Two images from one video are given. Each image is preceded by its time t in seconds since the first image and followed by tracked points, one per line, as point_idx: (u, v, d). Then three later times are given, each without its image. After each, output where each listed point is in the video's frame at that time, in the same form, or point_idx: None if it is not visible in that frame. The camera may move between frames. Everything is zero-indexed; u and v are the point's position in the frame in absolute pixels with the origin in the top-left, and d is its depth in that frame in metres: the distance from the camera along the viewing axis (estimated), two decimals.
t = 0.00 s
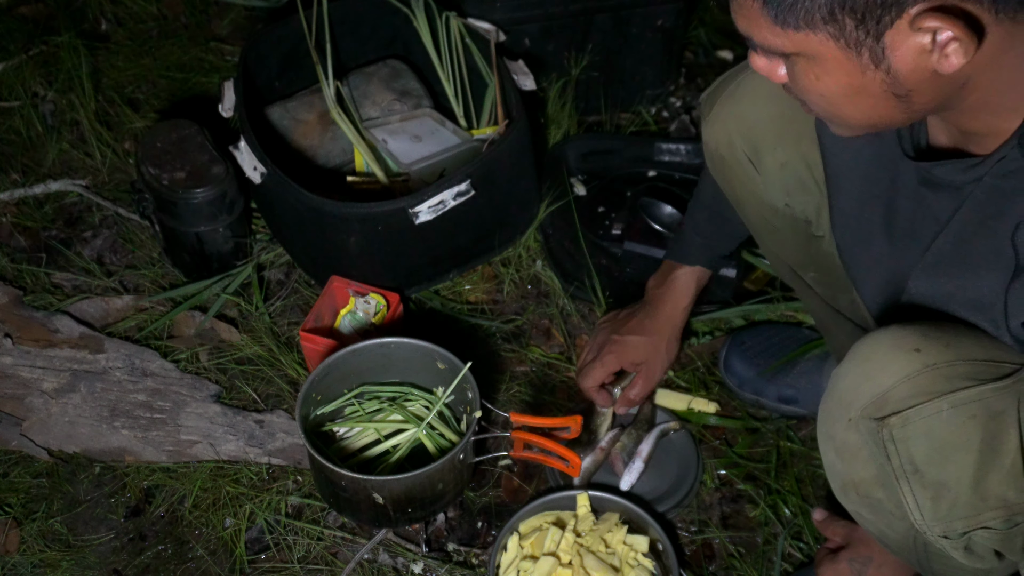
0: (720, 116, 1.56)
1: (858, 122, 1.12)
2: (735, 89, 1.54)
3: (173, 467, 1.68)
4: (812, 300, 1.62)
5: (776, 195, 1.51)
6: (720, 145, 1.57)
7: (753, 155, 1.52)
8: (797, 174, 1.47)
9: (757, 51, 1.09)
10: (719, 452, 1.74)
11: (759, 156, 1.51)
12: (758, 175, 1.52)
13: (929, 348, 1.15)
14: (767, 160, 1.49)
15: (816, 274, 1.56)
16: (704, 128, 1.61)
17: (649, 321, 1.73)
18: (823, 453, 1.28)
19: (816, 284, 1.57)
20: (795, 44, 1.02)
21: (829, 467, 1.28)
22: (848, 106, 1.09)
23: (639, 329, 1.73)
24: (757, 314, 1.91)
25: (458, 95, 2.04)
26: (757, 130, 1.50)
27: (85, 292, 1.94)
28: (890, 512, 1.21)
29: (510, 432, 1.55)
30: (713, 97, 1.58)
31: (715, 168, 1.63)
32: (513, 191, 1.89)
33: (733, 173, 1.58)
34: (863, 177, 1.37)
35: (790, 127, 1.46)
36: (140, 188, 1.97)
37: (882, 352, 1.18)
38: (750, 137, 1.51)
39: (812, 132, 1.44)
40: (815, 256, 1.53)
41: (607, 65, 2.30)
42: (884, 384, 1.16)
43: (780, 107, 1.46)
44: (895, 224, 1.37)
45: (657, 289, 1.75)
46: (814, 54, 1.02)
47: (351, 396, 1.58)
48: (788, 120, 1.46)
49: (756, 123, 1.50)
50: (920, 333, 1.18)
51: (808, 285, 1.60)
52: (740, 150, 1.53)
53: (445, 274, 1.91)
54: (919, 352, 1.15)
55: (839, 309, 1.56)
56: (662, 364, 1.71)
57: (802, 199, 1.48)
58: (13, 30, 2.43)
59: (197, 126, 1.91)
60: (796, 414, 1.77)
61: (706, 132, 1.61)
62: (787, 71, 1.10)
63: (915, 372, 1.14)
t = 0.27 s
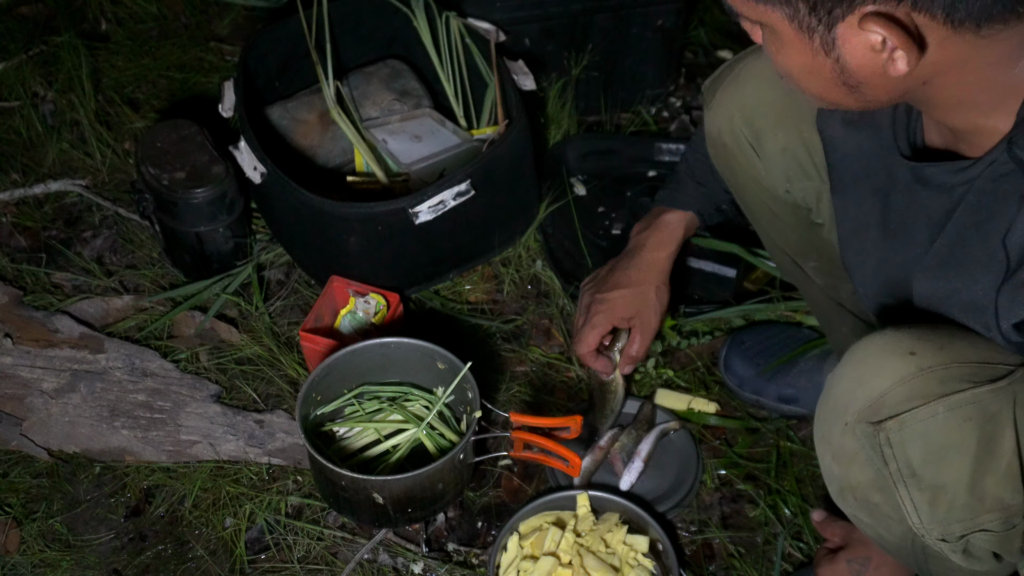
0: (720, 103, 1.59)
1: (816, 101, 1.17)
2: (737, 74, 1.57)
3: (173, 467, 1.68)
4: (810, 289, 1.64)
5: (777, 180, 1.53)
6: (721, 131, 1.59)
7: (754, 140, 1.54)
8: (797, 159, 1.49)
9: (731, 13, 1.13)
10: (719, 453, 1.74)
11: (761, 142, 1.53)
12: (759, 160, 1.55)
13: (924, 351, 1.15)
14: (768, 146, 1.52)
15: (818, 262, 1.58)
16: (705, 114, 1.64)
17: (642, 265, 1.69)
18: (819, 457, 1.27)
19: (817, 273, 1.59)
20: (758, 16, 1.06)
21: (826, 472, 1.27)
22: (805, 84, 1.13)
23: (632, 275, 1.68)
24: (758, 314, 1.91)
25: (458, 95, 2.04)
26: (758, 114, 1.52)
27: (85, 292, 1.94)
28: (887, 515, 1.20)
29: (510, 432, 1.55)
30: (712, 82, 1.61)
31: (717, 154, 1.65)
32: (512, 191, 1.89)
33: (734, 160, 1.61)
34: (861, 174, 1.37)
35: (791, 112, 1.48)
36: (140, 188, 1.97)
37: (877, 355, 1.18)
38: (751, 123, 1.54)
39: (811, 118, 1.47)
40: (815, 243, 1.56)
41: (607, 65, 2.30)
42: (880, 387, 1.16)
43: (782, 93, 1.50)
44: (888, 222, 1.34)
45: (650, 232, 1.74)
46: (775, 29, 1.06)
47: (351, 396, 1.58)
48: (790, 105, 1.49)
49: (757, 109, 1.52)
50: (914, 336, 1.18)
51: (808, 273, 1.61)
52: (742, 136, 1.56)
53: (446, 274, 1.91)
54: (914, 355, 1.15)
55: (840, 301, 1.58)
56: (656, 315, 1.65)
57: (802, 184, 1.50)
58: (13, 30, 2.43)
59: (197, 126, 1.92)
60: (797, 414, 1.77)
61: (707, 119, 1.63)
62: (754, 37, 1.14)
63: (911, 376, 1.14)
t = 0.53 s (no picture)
0: (720, 101, 1.59)
1: (829, 94, 1.14)
2: (738, 71, 1.58)
3: (173, 466, 1.68)
4: (809, 284, 1.64)
5: (777, 179, 1.54)
6: (722, 129, 1.61)
7: (755, 138, 1.54)
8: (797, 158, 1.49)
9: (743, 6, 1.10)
10: (720, 453, 1.74)
11: (762, 141, 1.53)
12: (761, 158, 1.55)
13: (914, 348, 1.15)
14: (769, 146, 1.52)
15: (818, 261, 1.58)
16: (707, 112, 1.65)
17: (582, 165, 1.70)
18: (812, 455, 1.28)
19: (818, 271, 1.60)
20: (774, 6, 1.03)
21: (819, 470, 1.28)
22: (820, 78, 1.10)
23: (569, 176, 1.69)
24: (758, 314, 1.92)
25: (458, 95, 2.04)
26: (758, 112, 1.52)
27: (85, 292, 1.94)
28: (879, 512, 1.21)
29: (511, 433, 1.55)
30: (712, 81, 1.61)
31: (720, 151, 1.67)
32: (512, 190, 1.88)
33: (737, 157, 1.62)
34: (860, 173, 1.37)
35: (791, 113, 1.48)
36: (140, 188, 1.97)
37: (867, 354, 1.18)
38: (751, 123, 1.54)
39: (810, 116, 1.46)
40: (816, 242, 1.56)
41: (606, 65, 2.30)
42: (869, 384, 1.16)
43: (782, 92, 1.50)
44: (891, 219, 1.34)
45: (593, 136, 1.76)
46: (791, 19, 1.03)
47: (351, 396, 1.58)
48: (789, 106, 1.49)
49: (757, 109, 1.53)
50: (905, 334, 1.17)
51: (810, 272, 1.62)
52: (743, 134, 1.57)
53: (446, 274, 1.91)
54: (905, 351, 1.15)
55: (841, 300, 1.58)
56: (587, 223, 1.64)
57: (800, 184, 1.50)
58: (13, 30, 2.43)
59: (197, 126, 1.92)
60: (798, 414, 1.76)
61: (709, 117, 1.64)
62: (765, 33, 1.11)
63: (901, 373, 1.14)
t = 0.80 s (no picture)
0: (708, 121, 1.58)
1: (857, 107, 1.12)
2: (720, 92, 1.55)
3: (173, 466, 1.68)
4: (808, 301, 1.64)
5: (771, 198, 1.54)
6: (712, 150, 1.60)
7: (747, 160, 1.54)
8: (792, 176, 1.49)
9: (763, 25, 1.07)
10: (720, 453, 1.74)
11: (754, 161, 1.53)
12: (752, 178, 1.55)
13: (931, 338, 1.15)
14: (762, 166, 1.52)
15: (813, 274, 1.58)
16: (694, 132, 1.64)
17: (480, 187, 1.52)
18: (829, 451, 1.27)
19: (814, 287, 1.59)
20: (807, 19, 1.00)
21: (836, 466, 1.27)
22: (848, 89, 1.08)
23: (467, 197, 1.50)
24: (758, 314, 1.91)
25: (458, 95, 2.04)
26: (749, 133, 1.52)
27: (85, 292, 1.94)
28: (902, 506, 1.20)
29: (511, 433, 1.55)
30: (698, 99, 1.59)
31: (709, 170, 1.66)
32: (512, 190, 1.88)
33: (727, 177, 1.61)
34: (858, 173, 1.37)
35: (782, 132, 1.48)
36: (140, 188, 1.97)
37: (883, 346, 1.18)
38: (741, 143, 1.53)
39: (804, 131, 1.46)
40: (810, 255, 1.56)
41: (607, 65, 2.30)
42: (888, 375, 1.16)
43: (770, 113, 1.48)
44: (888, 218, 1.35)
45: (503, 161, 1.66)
46: (824, 32, 1.00)
47: (351, 396, 1.58)
48: (780, 124, 1.48)
49: (747, 129, 1.52)
50: (920, 325, 1.17)
51: (805, 285, 1.61)
52: (733, 155, 1.56)
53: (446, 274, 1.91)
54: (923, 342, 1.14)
55: (838, 311, 1.58)
56: (480, 248, 1.47)
57: (796, 200, 1.50)
58: (13, 30, 2.43)
59: (197, 126, 1.92)
60: (797, 414, 1.76)
61: (696, 136, 1.63)
62: (785, 53, 1.09)
63: (920, 364, 1.13)
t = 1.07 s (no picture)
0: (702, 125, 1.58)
1: (852, 123, 1.12)
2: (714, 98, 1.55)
3: (173, 467, 1.68)
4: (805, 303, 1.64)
5: (766, 203, 1.53)
6: (707, 153, 1.59)
7: (741, 163, 1.54)
8: (784, 180, 1.48)
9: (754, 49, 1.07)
10: (719, 453, 1.74)
11: (748, 165, 1.52)
12: (747, 183, 1.54)
13: (946, 348, 1.14)
14: (755, 170, 1.51)
15: (810, 279, 1.57)
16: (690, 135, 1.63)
17: (538, 204, 1.69)
18: (842, 461, 1.28)
19: (812, 290, 1.59)
20: (797, 43, 1.00)
21: (849, 475, 1.28)
22: (844, 107, 1.08)
23: (528, 212, 1.67)
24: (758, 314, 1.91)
25: (458, 95, 2.05)
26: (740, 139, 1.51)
27: (85, 292, 1.94)
28: (917, 516, 1.21)
29: (511, 433, 1.55)
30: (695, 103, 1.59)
31: (706, 173, 1.65)
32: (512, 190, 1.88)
33: (724, 181, 1.61)
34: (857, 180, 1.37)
35: (774, 138, 1.47)
36: (140, 188, 1.97)
37: (895, 356, 1.18)
38: (735, 147, 1.53)
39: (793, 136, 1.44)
40: (807, 260, 1.55)
41: (606, 65, 2.30)
42: (902, 385, 1.16)
43: (762, 119, 1.48)
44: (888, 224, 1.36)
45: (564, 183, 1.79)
46: (815, 54, 1.01)
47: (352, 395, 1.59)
48: (772, 129, 1.47)
49: (740, 134, 1.51)
50: (934, 334, 1.17)
51: (803, 289, 1.61)
52: (728, 159, 1.55)
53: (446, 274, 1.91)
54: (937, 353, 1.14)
55: (834, 312, 1.57)
56: (531, 261, 1.64)
57: (790, 205, 1.50)
58: (13, 30, 2.43)
59: (197, 126, 1.92)
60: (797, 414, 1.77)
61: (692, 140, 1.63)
62: (777, 73, 1.09)
63: (934, 374, 1.13)
